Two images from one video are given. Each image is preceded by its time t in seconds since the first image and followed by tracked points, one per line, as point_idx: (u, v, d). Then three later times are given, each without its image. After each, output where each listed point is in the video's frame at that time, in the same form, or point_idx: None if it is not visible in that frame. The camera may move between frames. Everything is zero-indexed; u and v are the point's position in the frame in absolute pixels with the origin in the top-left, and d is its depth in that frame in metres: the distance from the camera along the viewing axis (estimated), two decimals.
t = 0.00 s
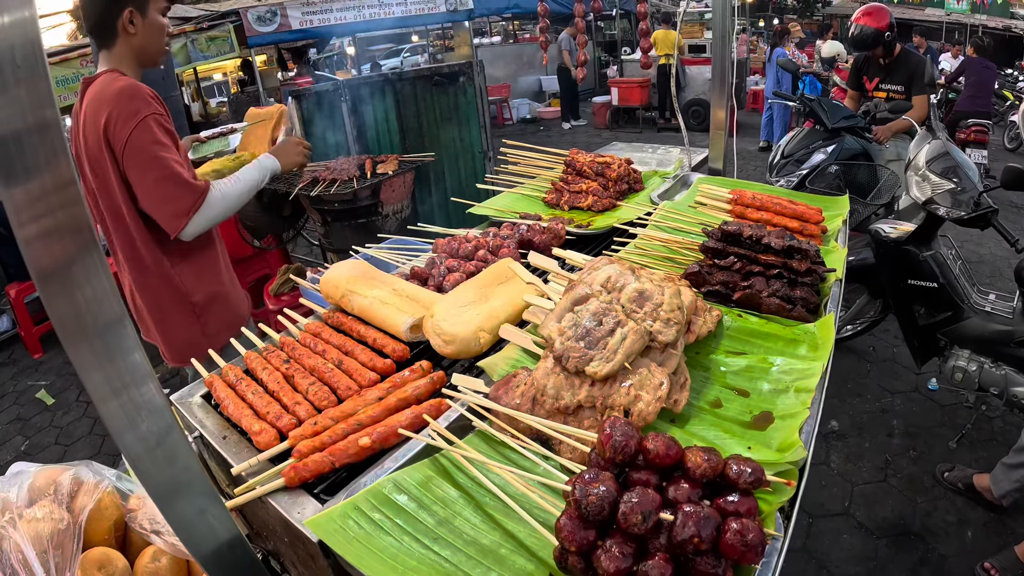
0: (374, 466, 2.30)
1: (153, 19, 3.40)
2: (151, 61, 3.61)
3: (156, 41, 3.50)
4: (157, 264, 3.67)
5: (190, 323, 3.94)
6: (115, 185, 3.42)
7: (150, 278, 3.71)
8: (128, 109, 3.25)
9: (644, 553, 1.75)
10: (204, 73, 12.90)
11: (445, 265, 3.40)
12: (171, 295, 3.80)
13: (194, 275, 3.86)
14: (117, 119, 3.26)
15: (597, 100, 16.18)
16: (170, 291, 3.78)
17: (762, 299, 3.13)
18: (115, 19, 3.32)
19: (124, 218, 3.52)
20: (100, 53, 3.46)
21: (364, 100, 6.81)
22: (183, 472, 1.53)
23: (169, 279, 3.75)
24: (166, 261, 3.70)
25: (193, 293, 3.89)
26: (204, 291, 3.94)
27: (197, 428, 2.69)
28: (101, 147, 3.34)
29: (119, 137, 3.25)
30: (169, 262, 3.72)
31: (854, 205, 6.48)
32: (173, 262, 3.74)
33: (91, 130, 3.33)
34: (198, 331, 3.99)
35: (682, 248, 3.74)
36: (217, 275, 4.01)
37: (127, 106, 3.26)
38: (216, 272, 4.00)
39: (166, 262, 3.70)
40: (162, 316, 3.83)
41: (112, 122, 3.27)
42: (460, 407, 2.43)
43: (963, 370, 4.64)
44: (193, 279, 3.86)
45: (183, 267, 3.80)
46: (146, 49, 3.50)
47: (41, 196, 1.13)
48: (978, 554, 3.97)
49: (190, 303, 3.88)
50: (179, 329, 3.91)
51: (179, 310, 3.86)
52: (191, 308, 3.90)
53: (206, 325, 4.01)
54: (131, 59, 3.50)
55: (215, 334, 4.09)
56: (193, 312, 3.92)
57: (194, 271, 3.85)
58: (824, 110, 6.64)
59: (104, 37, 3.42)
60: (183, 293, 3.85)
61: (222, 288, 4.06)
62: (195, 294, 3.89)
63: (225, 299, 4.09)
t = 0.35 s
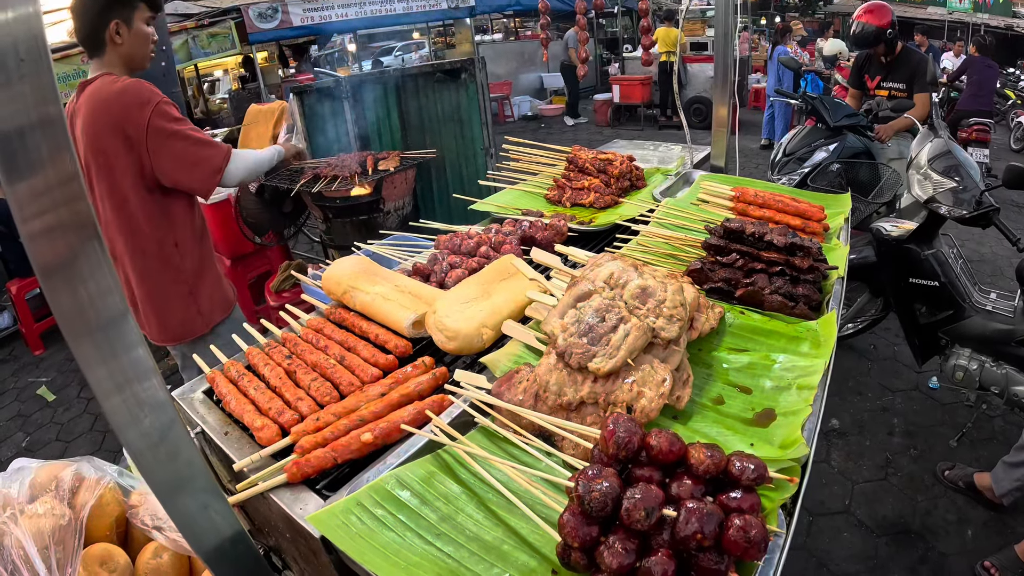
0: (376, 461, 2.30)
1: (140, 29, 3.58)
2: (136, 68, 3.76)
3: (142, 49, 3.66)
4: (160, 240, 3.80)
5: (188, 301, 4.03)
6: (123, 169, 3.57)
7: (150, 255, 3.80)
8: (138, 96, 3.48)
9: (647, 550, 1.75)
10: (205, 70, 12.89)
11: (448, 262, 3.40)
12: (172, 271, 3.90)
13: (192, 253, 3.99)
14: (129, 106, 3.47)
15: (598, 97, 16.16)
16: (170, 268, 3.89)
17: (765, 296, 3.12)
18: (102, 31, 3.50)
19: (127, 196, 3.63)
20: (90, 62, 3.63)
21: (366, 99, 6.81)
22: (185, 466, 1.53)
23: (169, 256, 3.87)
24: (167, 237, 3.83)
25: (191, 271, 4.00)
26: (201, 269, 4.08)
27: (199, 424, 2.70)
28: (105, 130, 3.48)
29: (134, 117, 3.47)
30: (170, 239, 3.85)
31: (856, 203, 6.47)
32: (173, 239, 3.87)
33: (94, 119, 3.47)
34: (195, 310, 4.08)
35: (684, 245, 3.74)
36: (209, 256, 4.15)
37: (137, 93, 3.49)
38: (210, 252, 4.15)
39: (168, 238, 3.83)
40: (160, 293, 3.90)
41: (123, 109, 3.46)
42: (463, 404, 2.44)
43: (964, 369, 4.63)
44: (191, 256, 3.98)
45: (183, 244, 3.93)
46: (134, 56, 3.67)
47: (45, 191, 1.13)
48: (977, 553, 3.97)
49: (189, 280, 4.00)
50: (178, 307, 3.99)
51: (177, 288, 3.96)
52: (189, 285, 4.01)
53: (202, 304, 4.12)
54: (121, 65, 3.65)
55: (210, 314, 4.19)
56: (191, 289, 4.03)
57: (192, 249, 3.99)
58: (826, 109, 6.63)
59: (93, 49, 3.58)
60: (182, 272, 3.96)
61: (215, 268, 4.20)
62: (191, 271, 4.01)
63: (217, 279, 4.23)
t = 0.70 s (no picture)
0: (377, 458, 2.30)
1: (131, 29, 3.58)
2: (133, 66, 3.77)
3: (136, 47, 3.66)
4: (156, 229, 3.80)
5: (183, 290, 4.02)
6: (121, 156, 3.58)
7: (147, 243, 3.80)
8: (138, 85, 3.51)
9: (648, 547, 1.76)
10: (206, 66, 12.88)
11: (449, 259, 3.40)
12: (168, 260, 3.90)
13: (189, 243, 3.99)
14: (129, 94, 3.49)
15: (599, 95, 16.13)
16: (166, 256, 3.89)
17: (766, 294, 3.13)
18: (95, 31, 3.51)
19: (125, 183, 3.64)
20: (87, 61, 3.66)
21: (366, 94, 6.78)
22: (188, 463, 1.53)
23: (166, 244, 3.87)
24: (164, 225, 3.83)
25: (186, 260, 4.00)
26: (198, 258, 4.07)
27: (200, 420, 2.70)
28: (105, 117, 3.49)
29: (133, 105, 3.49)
30: (167, 227, 3.85)
31: (858, 202, 6.42)
32: (170, 227, 3.87)
33: (94, 106, 3.48)
34: (190, 299, 4.07)
35: (685, 243, 3.74)
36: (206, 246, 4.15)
37: (137, 82, 3.52)
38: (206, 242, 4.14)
39: (165, 226, 3.84)
40: (155, 282, 3.89)
41: (123, 97, 3.49)
42: (464, 400, 2.44)
43: (964, 368, 4.63)
44: (187, 245, 3.98)
45: (180, 233, 3.93)
46: (128, 55, 3.68)
47: (48, 186, 1.12)
48: (977, 552, 3.98)
49: (184, 269, 4.00)
50: (173, 296, 3.98)
51: (173, 277, 3.96)
52: (184, 274, 4.00)
53: (197, 294, 4.11)
54: (117, 63, 3.66)
55: (205, 304, 4.17)
56: (187, 278, 4.02)
57: (189, 238, 3.99)
58: (828, 107, 6.59)
59: (88, 49, 3.61)
60: (178, 260, 3.96)
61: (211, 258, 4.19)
62: (187, 260, 4.00)
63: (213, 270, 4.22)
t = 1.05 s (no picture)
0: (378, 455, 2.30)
1: (131, 25, 3.56)
2: (136, 62, 3.75)
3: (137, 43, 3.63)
4: (151, 227, 3.80)
5: (177, 290, 4.01)
6: (117, 154, 3.59)
7: (141, 242, 3.80)
8: (135, 82, 3.47)
9: (650, 545, 1.75)
10: (207, 62, 12.87)
11: (450, 255, 3.39)
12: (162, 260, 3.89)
13: (184, 242, 3.98)
14: (126, 91, 3.47)
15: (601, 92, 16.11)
16: (160, 255, 3.88)
17: (768, 292, 3.12)
18: (95, 28, 3.51)
19: (121, 181, 3.64)
20: (87, 57, 3.66)
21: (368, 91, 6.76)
22: (189, 460, 1.52)
23: (160, 244, 3.86)
24: (160, 224, 3.83)
25: (181, 260, 3.99)
26: (193, 258, 4.06)
27: (201, 417, 2.69)
28: (102, 114, 3.49)
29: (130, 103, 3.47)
30: (162, 226, 3.84)
31: (859, 200, 6.44)
32: (165, 226, 3.86)
33: (92, 103, 3.48)
34: (183, 299, 4.06)
35: (687, 240, 3.73)
36: (203, 246, 4.13)
37: (134, 79, 3.48)
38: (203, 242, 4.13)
39: (160, 226, 3.83)
40: (149, 281, 3.89)
41: (121, 94, 3.47)
42: (465, 397, 2.43)
43: (965, 366, 4.57)
44: (183, 245, 3.97)
45: (176, 233, 3.92)
46: (128, 51, 3.66)
47: (48, 183, 1.11)
48: (976, 551, 3.98)
49: (179, 269, 3.99)
50: (166, 295, 3.98)
51: (168, 276, 3.95)
52: (179, 274, 4.00)
53: (191, 294, 4.10)
54: (118, 59, 3.65)
55: (199, 305, 4.16)
56: (181, 278, 4.01)
57: (185, 238, 3.97)
58: (830, 104, 6.58)
59: (89, 44, 3.61)
60: (173, 260, 3.95)
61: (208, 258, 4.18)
62: (183, 260, 3.99)
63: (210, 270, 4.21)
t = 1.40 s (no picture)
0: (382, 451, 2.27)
1: (134, 17, 3.52)
2: (136, 56, 3.71)
3: (138, 36, 3.60)
4: (148, 229, 3.77)
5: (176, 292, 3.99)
6: (111, 155, 3.55)
7: (138, 244, 3.77)
8: (129, 82, 3.43)
9: (658, 542, 1.73)
10: (208, 58, 12.84)
11: (454, 250, 3.36)
12: (159, 261, 3.87)
13: (182, 243, 3.95)
14: (121, 91, 3.43)
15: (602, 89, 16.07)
16: (158, 257, 3.86)
17: (774, 288, 3.10)
18: (98, 18, 3.48)
19: (116, 183, 3.61)
20: (88, 48, 3.63)
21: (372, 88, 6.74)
22: (189, 456, 1.50)
23: (158, 245, 3.84)
24: (157, 226, 3.80)
25: (180, 261, 3.96)
26: (192, 259, 4.03)
27: (201, 412, 2.67)
28: (96, 115, 3.45)
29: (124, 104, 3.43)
30: (159, 228, 3.81)
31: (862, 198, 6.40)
32: (162, 228, 3.83)
33: (86, 104, 3.44)
34: (183, 301, 4.04)
35: (692, 236, 3.69)
36: (202, 247, 4.10)
37: (128, 79, 3.44)
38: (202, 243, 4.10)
39: (157, 227, 3.80)
40: (148, 283, 3.86)
41: (115, 94, 3.43)
42: (470, 392, 2.41)
43: (967, 365, 4.56)
44: (181, 246, 3.94)
45: (174, 234, 3.89)
46: (130, 44, 3.63)
47: (49, 180, 1.09)
48: (978, 550, 3.96)
49: (177, 270, 3.96)
50: (165, 297, 3.96)
51: (166, 278, 3.92)
52: (177, 276, 3.97)
53: (191, 295, 4.07)
54: (118, 54, 3.62)
55: (199, 306, 4.14)
56: (179, 279, 3.98)
57: (183, 240, 3.94)
58: (833, 103, 6.55)
59: (90, 35, 3.58)
60: (172, 262, 3.92)
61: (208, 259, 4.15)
62: (181, 261, 3.97)
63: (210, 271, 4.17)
